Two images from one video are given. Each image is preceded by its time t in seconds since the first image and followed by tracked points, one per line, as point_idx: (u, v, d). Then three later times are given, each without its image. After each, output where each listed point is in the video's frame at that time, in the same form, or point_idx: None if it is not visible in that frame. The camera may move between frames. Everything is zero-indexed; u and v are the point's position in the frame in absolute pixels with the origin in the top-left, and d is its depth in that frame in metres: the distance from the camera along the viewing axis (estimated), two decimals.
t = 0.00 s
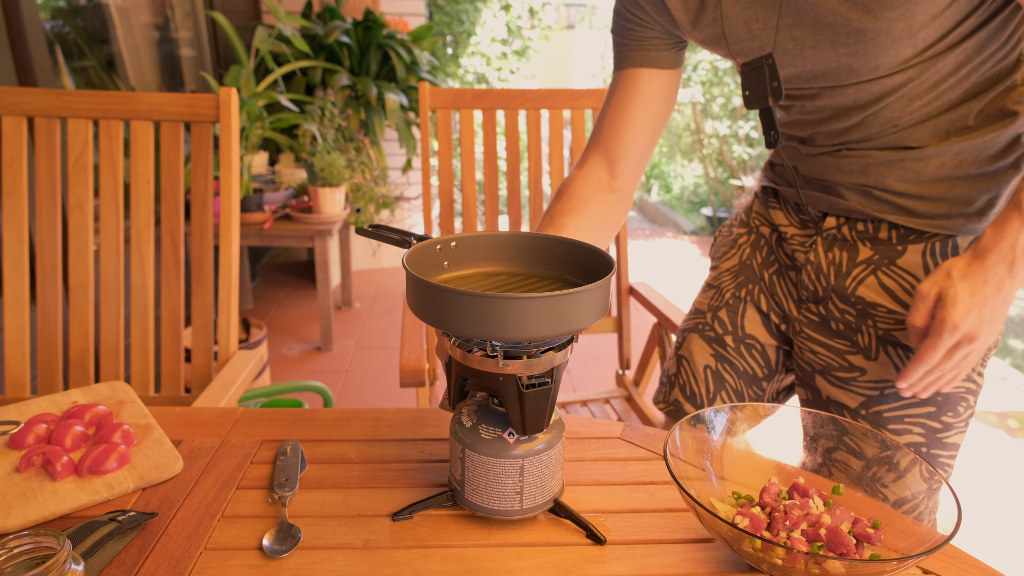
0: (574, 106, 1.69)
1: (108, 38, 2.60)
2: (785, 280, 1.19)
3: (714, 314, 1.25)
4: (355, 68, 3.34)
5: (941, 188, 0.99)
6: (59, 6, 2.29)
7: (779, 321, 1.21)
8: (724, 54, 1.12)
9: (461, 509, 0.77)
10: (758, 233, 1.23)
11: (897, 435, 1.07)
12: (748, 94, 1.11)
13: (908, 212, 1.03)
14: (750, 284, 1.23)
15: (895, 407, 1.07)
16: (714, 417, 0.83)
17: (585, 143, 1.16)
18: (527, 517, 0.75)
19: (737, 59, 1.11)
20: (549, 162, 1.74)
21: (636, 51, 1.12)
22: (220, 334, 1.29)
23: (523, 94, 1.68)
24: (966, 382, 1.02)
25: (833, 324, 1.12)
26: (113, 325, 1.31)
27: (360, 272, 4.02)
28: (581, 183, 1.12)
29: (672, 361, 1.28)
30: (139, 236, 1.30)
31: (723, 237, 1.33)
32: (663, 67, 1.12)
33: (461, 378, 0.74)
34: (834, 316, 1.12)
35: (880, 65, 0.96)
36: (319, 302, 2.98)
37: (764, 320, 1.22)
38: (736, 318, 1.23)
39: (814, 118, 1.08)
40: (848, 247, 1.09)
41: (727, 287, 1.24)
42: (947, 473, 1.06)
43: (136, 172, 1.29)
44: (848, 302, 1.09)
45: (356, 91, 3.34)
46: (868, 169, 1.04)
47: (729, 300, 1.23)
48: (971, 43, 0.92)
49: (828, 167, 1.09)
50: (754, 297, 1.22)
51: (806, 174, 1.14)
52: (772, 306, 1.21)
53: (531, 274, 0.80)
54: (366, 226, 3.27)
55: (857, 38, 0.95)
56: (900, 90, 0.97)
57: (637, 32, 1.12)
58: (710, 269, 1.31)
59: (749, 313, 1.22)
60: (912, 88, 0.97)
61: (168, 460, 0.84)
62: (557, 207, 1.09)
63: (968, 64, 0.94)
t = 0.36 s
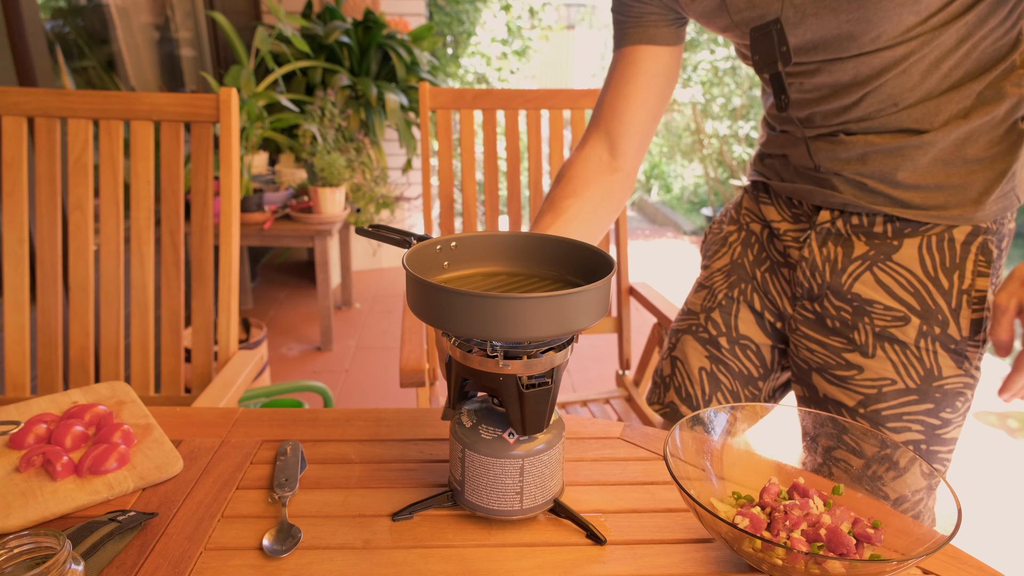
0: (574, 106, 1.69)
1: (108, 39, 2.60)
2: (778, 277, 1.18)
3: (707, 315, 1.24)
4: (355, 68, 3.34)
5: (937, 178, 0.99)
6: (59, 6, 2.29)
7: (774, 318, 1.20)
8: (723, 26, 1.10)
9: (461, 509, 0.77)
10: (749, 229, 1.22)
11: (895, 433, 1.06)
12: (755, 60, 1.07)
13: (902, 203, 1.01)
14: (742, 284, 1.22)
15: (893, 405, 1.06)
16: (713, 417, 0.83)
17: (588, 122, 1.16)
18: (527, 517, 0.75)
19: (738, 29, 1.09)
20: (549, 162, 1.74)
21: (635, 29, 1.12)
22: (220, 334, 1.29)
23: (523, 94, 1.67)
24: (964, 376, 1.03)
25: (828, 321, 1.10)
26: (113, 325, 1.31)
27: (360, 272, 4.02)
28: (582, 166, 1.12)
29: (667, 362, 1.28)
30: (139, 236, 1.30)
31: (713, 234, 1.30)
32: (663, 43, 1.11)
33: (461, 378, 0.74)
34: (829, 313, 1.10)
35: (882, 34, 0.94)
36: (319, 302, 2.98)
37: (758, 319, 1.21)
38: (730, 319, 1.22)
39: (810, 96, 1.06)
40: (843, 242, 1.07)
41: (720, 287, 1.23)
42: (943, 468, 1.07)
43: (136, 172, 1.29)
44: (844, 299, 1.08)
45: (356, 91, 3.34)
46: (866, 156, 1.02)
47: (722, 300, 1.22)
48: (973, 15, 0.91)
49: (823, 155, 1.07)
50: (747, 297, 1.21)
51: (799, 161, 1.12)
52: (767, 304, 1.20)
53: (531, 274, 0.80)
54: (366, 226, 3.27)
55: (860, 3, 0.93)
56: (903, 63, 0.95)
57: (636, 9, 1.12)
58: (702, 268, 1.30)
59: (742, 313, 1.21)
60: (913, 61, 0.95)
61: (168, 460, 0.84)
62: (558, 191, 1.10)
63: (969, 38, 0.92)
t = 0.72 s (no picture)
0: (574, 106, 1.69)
1: (108, 39, 2.60)
2: (757, 273, 1.18)
3: (687, 318, 1.21)
4: (355, 68, 3.34)
5: (917, 165, 1.01)
6: (59, 6, 2.29)
7: (755, 316, 1.19)
8: None
9: (461, 509, 0.77)
10: (723, 226, 1.21)
11: (885, 426, 1.09)
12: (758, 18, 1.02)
13: (880, 194, 1.03)
14: (720, 284, 1.20)
15: (881, 399, 1.08)
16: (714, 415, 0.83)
17: (579, 84, 1.11)
18: (527, 517, 0.75)
19: None
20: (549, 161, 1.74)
21: None
22: (220, 334, 1.29)
23: (523, 94, 1.67)
24: (948, 364, 1.06)
25: (811, 317, 1.11)
26: (113, 325, 1.31)
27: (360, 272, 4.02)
28: (571, 137, 1.09)
29: (647, 365, 1.24)
30: (139, 236, 1.30)
31: (685, 231, 1.28)
32: (651, 8, 1.05)
33: (461, 378, 0.74)
34: (812, 309, 1.10)
35: None
36: (319, 302, 2.98)
37: (739, 318, 1.20)
38: (711, 321, 1.20)
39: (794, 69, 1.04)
40: (823, 236, 1.08)
41: (698, 288, 1.21)
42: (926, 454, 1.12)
43: (136, 173, 1.29)
44: (827, 295, 1.08)
45: (356, 91, 3.34)
46: (849, 139, 1.02)
47: (701, 302, 1.20)
48: None
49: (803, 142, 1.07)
50: (725, 297, 1.20)
51: (775, 147, 1.11)
52: (747, 302, 1.19)
53: (531, 274, 0.80)
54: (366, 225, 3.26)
55: None
56: (894, 32, 0.95)
57: None
58: (675, 268, 1.28)
59: (722, 312, 1.20)
60: (902, 32, 0.95)
61: (168, 460, 0.84)
62: (547, 166, 1.08)
63: (955, 13, 0.95)
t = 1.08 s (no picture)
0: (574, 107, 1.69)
1: (108, 39, 2.60)
2: (718, 273, 1.15)
3: (652, 324, 1.16)
4: (355, 68, 3.34)
5: (875, 155, 1.03)
6: (59, 6, 2.29)
7: (721, 315, 1.16)
8: None
9: (461, 509, 0.77)
10: (679, 226, 1.17)
11: (855, 418, 1.10)
12: None
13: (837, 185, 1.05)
14: (683, 286, 1.16)
15: (850, 391, 1.09)
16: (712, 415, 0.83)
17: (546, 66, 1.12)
18: (527, 517, 0.75)
19: None
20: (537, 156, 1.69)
21: None
22: (220, 334, 1.29)
23: (523, 94, 1.67)
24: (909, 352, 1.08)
25: (777, 315, 1.11)
26: (113, 325, 1.31)
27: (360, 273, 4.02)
28: (546, 115, 1.09)
29: (614, 373, 1.19)
30: (139, 236, 1.30)
31: (637, 231, 1.23)
32: None
33: (461, 378, 0.74)
34: (778, 307, 1.10)
35: None
36: (319, 302, 2.98)
37: (704, 319, 1.16)
38: (676, 324, 1.16)
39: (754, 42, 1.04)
40: (784, 232, 1.08)
41: (660, 292, 1.17)
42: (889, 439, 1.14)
43: (136, 173, 1.29)
44: (791, 292, 1.08)
45: (356, 91, 3.34)
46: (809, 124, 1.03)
47: (665, 306, 1.16)
48: None
49: (763, 131, 1.06)
50: (689, 298, 1.16)
51: (731, 136, 1.09)
52: (712, 303, 1.16)
53: (531, 274, 0.80)
54: (366, 225, 3.26)
55: None
56: (857, 4, 0.96)
57: None
58: (631, 272, 1.22)
59: (686, 315, 1.16)
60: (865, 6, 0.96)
61: (168, 460, 0.84)
62: (525, 146, 1.08)
63: None
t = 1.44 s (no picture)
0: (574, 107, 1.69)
1: (108, 39, 2.61)
2: (667, 276, 1.16)
3: (608, 336, 1.17)
4: (355, 68, 3.34)
5: (817, 152, 1.03)
6: (59, 6, 2.29)
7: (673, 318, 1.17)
8: None
9: (461, 510, 0.77)
10: (622, 232, 1.18)
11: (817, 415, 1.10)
12: None
13: (777, 184, 1.06)
14: (633, 293, 1.17)
15: (809, 390, 1.09)
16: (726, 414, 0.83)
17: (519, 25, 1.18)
18: (527, 517, 0.75)
19: None
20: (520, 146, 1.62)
21: None
22: (220, 334, 1.29)
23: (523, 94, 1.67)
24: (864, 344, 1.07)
25: (731, 315, 1.11)
26: (113, 325, 1.31)
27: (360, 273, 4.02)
28: (536, 72, 1.18)
29: (573, 388, 1.19)
30: (139, 236, 1.30)
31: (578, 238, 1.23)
32: None
33: (461, 378, 0.74)
34: (731, 308, 1.10)
35: None
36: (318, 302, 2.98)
37: (660, 325, 1.17)
38: (632, 334, 1.17)
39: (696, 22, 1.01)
40: (730, 232, 1.08)
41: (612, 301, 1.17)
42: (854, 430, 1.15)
43: (137, 173, 1.29)
44: (743, 293, 1.09)
45: (356, 91, 3.34)
46: (756, 117, 1.02)
47: (619, 317, 1.16)
48: None
49: (707, 127, 1.05)
50: (642, 305, 1.17)
51: (675, 130, 1.08)
52: (664, 307, 1.17)
53: (531, 274, 0.80)
54: (366, 225, 3.27)
55: None
56: None
57: None
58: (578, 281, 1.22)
59: (642, 323, 1.17)
60: None
61: (168, 460, 0.84)
62: (526, 107, 1.20)
63: None
